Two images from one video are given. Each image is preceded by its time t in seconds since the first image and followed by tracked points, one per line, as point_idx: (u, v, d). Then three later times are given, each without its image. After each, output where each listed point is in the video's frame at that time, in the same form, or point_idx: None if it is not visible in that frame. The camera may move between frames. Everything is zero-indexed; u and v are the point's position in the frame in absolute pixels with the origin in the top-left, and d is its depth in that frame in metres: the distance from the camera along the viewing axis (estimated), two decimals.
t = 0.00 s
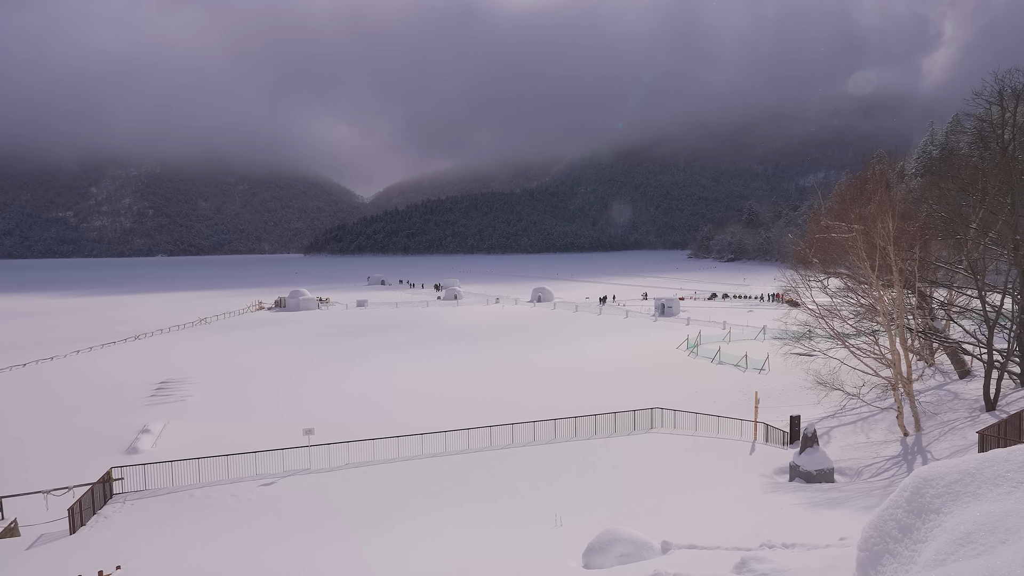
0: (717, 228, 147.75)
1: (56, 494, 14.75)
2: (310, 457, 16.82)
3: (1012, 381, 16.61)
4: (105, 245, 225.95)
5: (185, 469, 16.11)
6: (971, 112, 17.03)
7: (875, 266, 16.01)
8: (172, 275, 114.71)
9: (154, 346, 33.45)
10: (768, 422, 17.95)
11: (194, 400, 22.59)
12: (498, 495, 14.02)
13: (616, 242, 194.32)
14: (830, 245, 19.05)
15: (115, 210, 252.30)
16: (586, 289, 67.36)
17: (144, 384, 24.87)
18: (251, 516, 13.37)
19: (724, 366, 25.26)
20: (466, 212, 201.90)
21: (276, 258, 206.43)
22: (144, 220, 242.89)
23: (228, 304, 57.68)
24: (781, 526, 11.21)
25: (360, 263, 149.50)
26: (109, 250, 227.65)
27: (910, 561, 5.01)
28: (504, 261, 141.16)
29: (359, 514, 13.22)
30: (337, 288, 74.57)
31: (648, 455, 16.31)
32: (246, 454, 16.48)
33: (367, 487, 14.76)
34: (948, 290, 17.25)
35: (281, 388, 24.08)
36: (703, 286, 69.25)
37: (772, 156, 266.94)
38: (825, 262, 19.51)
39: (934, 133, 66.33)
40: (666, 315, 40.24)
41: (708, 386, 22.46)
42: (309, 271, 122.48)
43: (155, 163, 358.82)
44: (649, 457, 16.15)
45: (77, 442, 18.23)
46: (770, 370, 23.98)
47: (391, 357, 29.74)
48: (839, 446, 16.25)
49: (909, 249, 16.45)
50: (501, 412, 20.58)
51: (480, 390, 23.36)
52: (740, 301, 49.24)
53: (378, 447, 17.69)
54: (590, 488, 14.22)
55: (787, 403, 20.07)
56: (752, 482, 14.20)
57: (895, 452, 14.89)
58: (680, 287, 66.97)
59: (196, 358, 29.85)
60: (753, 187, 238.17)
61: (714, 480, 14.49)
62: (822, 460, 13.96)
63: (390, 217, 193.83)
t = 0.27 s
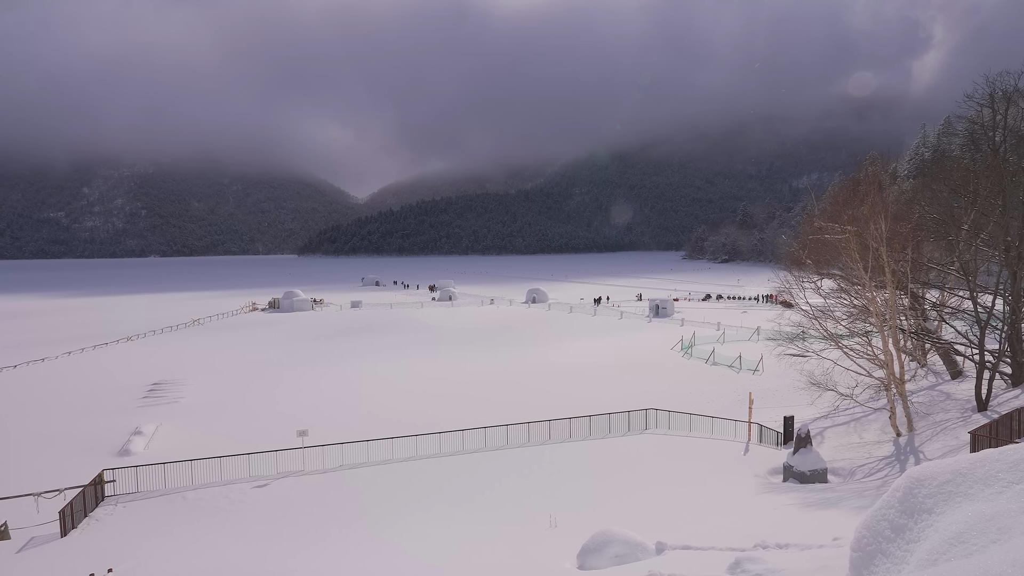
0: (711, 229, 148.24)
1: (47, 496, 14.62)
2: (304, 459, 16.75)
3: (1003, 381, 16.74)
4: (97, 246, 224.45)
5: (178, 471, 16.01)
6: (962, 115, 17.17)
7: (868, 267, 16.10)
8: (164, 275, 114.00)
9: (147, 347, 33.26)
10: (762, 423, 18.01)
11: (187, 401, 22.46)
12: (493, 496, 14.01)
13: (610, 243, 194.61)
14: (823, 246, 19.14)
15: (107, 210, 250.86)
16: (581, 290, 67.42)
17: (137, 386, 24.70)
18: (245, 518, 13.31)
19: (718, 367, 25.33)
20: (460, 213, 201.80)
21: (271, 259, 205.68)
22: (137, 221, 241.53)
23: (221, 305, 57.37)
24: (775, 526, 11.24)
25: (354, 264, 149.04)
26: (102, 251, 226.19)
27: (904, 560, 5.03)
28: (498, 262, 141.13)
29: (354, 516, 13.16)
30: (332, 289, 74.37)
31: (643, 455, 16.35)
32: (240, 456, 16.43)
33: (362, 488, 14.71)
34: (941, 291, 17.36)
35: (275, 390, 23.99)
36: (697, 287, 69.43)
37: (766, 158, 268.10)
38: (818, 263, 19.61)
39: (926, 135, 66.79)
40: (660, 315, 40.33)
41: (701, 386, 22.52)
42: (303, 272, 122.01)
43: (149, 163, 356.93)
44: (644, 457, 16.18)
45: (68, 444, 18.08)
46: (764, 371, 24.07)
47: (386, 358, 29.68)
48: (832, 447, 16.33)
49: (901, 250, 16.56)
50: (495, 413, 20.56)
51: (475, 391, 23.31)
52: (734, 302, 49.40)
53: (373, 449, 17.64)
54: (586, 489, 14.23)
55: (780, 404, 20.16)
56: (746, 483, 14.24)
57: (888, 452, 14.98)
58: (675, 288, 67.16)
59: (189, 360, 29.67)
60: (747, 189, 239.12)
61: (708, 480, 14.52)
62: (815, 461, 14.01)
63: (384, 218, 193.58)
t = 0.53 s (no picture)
0: (705, 230, 148.70)
1: (38, 500, 14.51)
2: (298, 461, 16.68)
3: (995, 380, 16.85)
4: (89, 247, 223.02)
5: (171, 474, 15.90)
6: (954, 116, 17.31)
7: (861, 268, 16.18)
8: (157, 277, 113.41)
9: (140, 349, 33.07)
10: (756, 423, 18.08)
11: (180, 403, 22.33)
12: (489, 497, 13.99)
13: (605, 244, 194.89)
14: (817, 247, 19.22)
15: (100, 212, 249.32)
16: (576, 291, 67.50)
17: (129, 388, 24.54)
18: (239, 521, 13.24)
19: (712, 367, 25.42)
20: (455, 215, 201.67)
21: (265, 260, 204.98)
22: (130, 223, 240.13)
23: (214, 307, 57.05)
24: (768, 526, 11.28)
25: (348, 265, 148.57)
26: (94, 252, 224.80)
27: (896, 559, 5.06)
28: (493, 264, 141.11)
29: (349, 518, 13.11)
30: (326, 291, 74.17)
31: (638, 456, 16.38)
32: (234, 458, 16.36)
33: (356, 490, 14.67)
34: (933, 292, 17.46)
35: (269, 391, 23.89)
36: (692, 288, 69.62)
37: (760, 159, 269.21)
38: (812, 263, 19.70)
39: (918, 136, 67.24)
40: (655, 316, 40.42)
41: (696, 387, 22.58)
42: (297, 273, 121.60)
43: (142, 164, 355.00)
44: (639, 458, 16.20)
45: (60, 446, 17.95)
46: (758, 371, 24.16)
47: (381, 359, 29.61)
48: (826, 446, 16.40)
49: (894, 251, 16.64)
50: (490, 414, 20.55)
51: (470, 392, 23.30)
52: (728, 302, 49.56)
53: (368, 450, 17.60)
54: (581, 490, 14.24)
55: (775, 404, 20.23)
56: (741, 482, 14.30)
57: (881, 452, 15.06)
58: (670, 289, 67.36)
59: (182, 362, 29.50)
60: (742, 189, 239.99)
61: (703, 480, 14.56)
62: (809, 460, 14.07)
63: (379, 219, 193.24)
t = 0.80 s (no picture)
0: (700, 231, 149.17)
1: (29, 503, 14.39)
2: (293, 463, 16.62)
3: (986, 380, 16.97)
4: (81, 249, 221.59)
5: (164, 477, 15.81)
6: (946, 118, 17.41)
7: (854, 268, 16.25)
8: (149, 279, 112.72)
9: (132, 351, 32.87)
10: (751, 423, 18.14)
11: (173, 406, 22.20)
12: (484, 499, 13.97)
13: (600, 245, 195.21)
14: (810, 247, 19.31)
15: (92, 213, 247.72)
16: (570, 291, 67.61)
17: (121, 390, 24.39)
18: (234, 523, 13.18)
19: (707, 368, 25.49)
20: (450, 215, 201.44)
21: (259, 261, 204.26)
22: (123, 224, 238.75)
23: (207, 308, 56.80)
24: (762, 526, 11.31)
25: (343, 266, 148.21)
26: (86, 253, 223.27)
27: (888, 557, 5.09)
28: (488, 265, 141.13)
29: (344, 520, 13.07)
30: (320, 292, 73.99)
31: (632, 456, 16.41)
32: (227, 460, 16.27)
33: (352, 492, 14.62)
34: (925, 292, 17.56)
35: (263, 393, 23.80)
36: (686, 288, 69.88)
37: (754, 160, 270.37)
38: (805, 264, 19.79)
39: (910, 138, 67.73)
40: (649, 317, 40.53)
41: (691, 387, 22.63)
42: (291, 274, 121.21)
43: (135, 165, 353.02)
44: (633, 458, 16.23)
45: (51, 450, 17.81)
46: (752, 372, 24.25)
47: (375, 360, 29.57)
48: (819, 446, 16.47)
49: (886, 251, 16.72)
50: (486, 415, 20.53)
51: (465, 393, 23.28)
52: (723, 303, 49.74)
53: (363, 452, 17.56)
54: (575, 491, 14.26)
55: (769, 404, 20.30)
56: (735, 482, 14.34)
57: (873, 451, 15.14)
58: (664, 290, 67.56)
59: (175, 364, 29.33)
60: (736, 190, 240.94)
61: (697, 480, 14.60)
62: (803, 460, 14.11)
63: (373, 220, 192.84)
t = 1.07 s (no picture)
0: (694, 231, 149.51)
1: (21, 505, 14.29)
2: (287, 464, 16.57)
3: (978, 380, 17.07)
4: (74, 249, 220.04)
5: (157, 478, 15.72)
6: (937, 119, 17.54)
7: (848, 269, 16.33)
8: (142, 279, 111.96)
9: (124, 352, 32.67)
10: (746, 423, 18.20)
11: (166, 407, 22.08)
12: (478, 500, 13.95)
13: (596, 246, 195.48)
14: (804, 248, 19.38)
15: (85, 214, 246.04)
16: (565, 292, 67.69)
17: (114, 391, 24.23)
18: (227, 525, 13.12)
19: (702, 368, 25.56)
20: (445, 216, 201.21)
21: (253, 262, 203.38)
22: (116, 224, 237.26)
23: (201, 308, 56.57)
24: (756, 526, 11.35)
25: (338, 267, 147.82)
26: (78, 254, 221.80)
27: (881, 556, 5.11)
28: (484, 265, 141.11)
29: (339, 522, 13.02)
30: (315, 293, 73.77)
31: (627, 457, 16.44)
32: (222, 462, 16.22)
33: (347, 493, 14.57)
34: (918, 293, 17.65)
35: (257, 394, 23.70)
36: (680, 289, 70.04)
37: (749, 161, 271.42)
38: (799, 265, 19.87)
39: (903, 139, 68.14)
40: (644, 317, 40.62)
41: (686, 387, 22.67)
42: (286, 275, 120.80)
43: (129, 165, 350.93)
44: (628, 459, 16.25)
45: (42, 451, 17.70)
46: (746, 372, 24.33)
47: (370, 361, 29.51)
48: (813, 446, 16.54)
49: (879, 252, 16.81)
50: (481, 416, 20.53)
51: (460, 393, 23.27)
52: (718, 303, 49.89)
53: (358, 453, 17.51)
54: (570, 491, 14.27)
55: (763, 405, 20.37)
56: (730, 482, 14.38)
57: (866, 451, 15.21)
58: (659, 290, 67.70)
59: (168, 365, 29.14)
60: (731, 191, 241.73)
61: (692, 480, 14.64)
62: (797, 460, 14.16)
63: (368, 221, 192.35)
